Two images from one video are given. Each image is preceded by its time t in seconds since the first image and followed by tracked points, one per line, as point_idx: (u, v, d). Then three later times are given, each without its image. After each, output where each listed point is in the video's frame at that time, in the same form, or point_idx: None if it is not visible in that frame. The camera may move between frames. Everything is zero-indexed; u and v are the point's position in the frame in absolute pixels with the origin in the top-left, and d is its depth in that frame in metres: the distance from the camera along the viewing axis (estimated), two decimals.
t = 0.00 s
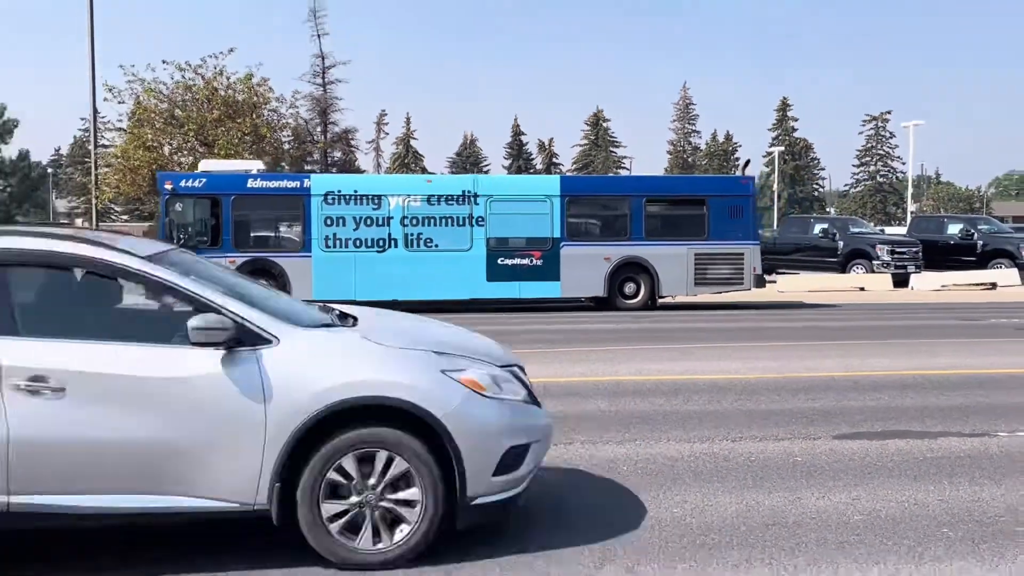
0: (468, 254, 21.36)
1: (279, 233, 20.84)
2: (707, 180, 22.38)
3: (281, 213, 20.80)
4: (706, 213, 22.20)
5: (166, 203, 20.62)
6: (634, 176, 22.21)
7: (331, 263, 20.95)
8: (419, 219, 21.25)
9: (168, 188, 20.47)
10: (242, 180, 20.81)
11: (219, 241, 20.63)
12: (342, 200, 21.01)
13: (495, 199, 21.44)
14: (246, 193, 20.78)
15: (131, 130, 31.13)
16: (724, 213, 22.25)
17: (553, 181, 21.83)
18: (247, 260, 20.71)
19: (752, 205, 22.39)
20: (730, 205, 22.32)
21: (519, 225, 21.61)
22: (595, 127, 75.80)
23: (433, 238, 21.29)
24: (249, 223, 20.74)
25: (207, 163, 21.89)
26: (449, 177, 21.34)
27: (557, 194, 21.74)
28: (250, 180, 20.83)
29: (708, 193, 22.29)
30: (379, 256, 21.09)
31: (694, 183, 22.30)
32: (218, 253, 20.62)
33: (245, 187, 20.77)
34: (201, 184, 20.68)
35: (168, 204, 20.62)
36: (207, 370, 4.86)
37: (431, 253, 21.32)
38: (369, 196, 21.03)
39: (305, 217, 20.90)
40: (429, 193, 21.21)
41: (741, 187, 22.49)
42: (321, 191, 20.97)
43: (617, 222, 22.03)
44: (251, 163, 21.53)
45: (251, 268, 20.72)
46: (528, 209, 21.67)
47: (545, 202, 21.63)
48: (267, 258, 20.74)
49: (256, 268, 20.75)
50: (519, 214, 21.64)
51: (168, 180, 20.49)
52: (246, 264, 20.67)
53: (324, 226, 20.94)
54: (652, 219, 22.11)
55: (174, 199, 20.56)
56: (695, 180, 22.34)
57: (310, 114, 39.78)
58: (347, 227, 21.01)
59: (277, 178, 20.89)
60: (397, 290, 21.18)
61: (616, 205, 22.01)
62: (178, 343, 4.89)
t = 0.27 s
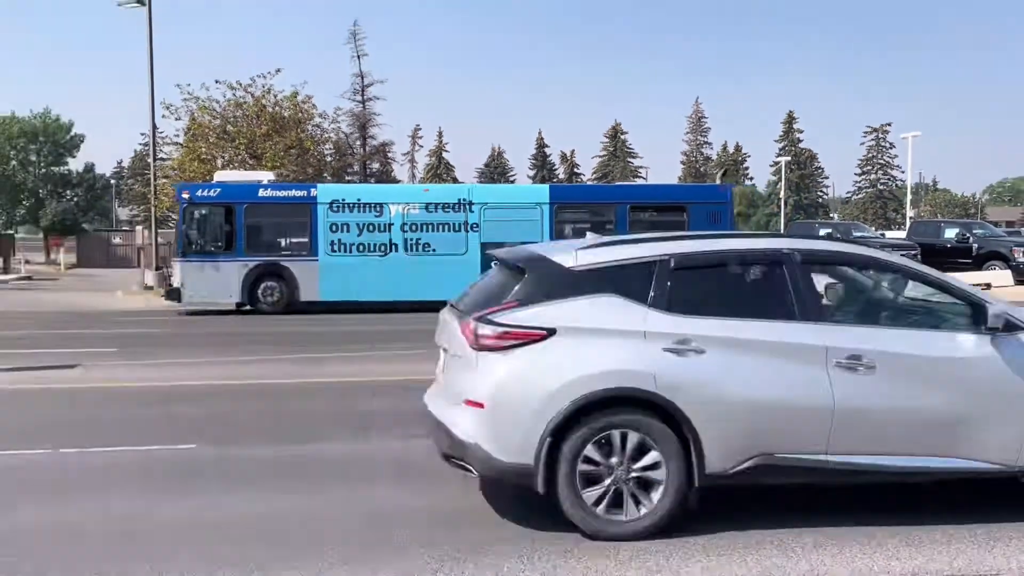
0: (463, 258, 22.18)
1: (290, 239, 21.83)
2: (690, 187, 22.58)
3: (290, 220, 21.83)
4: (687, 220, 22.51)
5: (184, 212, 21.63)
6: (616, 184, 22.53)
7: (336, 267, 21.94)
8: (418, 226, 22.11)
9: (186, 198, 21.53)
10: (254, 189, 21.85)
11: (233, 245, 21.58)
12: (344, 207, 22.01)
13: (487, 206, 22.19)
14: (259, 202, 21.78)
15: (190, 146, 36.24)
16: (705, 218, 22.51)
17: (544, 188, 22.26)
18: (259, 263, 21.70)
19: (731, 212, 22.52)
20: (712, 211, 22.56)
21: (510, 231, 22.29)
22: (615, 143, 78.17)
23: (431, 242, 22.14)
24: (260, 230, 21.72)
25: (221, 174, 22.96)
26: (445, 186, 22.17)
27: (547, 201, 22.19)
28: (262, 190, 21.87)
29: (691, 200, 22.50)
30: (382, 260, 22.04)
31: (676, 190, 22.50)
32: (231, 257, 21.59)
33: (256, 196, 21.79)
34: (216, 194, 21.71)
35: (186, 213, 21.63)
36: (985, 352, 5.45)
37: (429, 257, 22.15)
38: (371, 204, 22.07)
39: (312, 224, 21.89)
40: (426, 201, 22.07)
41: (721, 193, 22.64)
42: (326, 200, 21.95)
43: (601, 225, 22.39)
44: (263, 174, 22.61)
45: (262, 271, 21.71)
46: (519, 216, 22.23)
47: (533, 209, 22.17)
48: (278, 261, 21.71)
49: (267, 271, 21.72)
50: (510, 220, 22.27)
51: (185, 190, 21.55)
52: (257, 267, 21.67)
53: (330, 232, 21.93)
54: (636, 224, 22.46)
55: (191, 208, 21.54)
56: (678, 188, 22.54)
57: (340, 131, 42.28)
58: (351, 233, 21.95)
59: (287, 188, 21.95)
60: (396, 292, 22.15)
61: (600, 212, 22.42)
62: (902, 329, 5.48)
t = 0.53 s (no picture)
0: (460, 260, 22.80)
1: (292, 241, 22.52)
2: (679, 191, 23.31)
3: (290, 224, 22.51)
4: (678, 223, 23.17)
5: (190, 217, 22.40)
6: (609, 189, 23.30)
7: (337, 268, 22.59)
8: (416, 229, 22.80)
9: (191, 203, 22.31)
10: (256, 194, 22.55)
11: (236, 249, 22.32)
12: (346, 212, 22.64)
13: (483, 211, 22.88)
14: (260, 206, 22.48)
15: (226, 153, 37.08)
16: (695, 222, 23.16)
17: (539, 193, 23.09)
18: (260, 266, 22.45)
19: (721, 215, 23.23)
20: (701, 214, 23.24)
21: (505, 234, 22.90)
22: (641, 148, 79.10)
23: (428, 245, 22.79)
24: (262, 233, 22.43)
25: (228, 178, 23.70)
26: (442, 191, 22.88)
27: (541, 206, 22.98)
28: (264, 195, 22.57)
29: (680, 204, 23.21)
30: (381, 262, 22.72)
31: (667, 195, 23.27)
32: (234, 260, 22.35)
33: (259, 201, 22.50)
34: (220, 199, 22.45)
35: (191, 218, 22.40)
36: None
37: (426, 259, 22.83)
38: (371, 208, 22.72)
39: (312, 228, 22.56)
40: (424, 205, 22.76)
41: (710, 198, 23.29)
42: (327, 204, 22.61)
43: (595, 230, 23.13)
44: (266, 179, 23.30)
45: (263, 273, 22.49)
46: (514, 219, 22.93)
47: (526, 214, 22.93)
48: (280, 264, 22.43)
49: (269, 273, 22.50)
50: (505, 223, 22.92)
51: (191, 196, 22.34)
52: (259, 269, 22.43)
53: (330, 236, 22.58)
54: (627, 228, 23.15)
55: (195, 212, 22.31)
56: (668, 192, 23.30)
57: (369, 136, 43.14)
58: (351, 236, 22.62)
59: (289, 193, 22.60)
60: (395, 292, 22.83)
61: (593, 216, 23.15)
62: None
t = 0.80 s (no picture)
0: (456, 262, 22.96)
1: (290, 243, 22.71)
2: (673, 193, 23.41)
3: (288, 226, 22.71)
4: (672, 224, 23.27)
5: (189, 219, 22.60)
6: (603, 191, 23.47)
7: (334, 270, 22.79)
8: (412, 231, 22.96)
9: (190, 205, 22.53)
10: (255, 197, 22.75)
11: (235, 250, 22.52)
12: (343, 214, 22.80)
13: (479, 213, 23.01)
14: (259, 209, 22.68)
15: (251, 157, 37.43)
16: (689, 224, 23.27)
17: (534, 195, 23.25)
18: (259, 267, 22.65)
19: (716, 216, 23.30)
20: (695, 215, 23.31)
21: (500, 236, 23.05)
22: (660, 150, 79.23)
23: (424, 247, 22.97)
24: (260, 235, 22.62)
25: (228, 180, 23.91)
26: (439, 193, 23.03)
27: (536, 208, 23.15)
28: (262, 198, 22.77)
29: (674, 205, 23.31)
30: (377, 263, 22.87)
31: (661, 196, 23.38)
32: (233, 261, 22.55)
33: (257, 203, 22.72)
34: (219, 202, 22.67)
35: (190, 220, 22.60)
36: None
37: (421, 261, 23.01)
38: (368, 210, 22.86)
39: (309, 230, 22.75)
40: (420, 207, 22.92)
41: (704, 199, 23.37)
42: (324, 206, 22.79)
43: (589, 232, 23.29)
44: (264, 182, 23.53)
45: (263, 274, 22.69)
46: (509, 221, 23.08)
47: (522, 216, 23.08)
48: (278, 266, 22.63)
49: (267, 274, 22.68)
50: (501, 226, 23.07)
51: (190, 198, 22.56)
52: (257, 270, 22.63)
53: (327, 238, 22.76)
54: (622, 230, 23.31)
55: (195, 214, 22.51)
56: (663, 194, 23.42)
57: (392, 139, 43.46)
58: (348, 238, 22.79)
59: (287, 196, 22.83)
60: (390, 294, 23.00)
61: (588, 218, 23.30)
62: None
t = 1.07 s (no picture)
0: (453, 263, 23.16)
1: (289, 245, 22.91)
2: (667, 196, 23.65)
3: (287, 228, 22.91)
4: (668, 227, 23.47)
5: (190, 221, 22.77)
6: (599, 193, 23.67)
7: (333, 271, 22.98)
8: (410, 233, 23.20)
9: (191, 208, 22.71)
10: (255, 200, 22.95)
11: (235, 252, 22.69)
12: (341, 216, 23.03)
13: (476, 215, 23.25)
14: (259, 211, 22.88)
15: (274, 160, 37.74)
16: (684, 227, 23.50)
17: (530, 198, 23.47)
18: (258, 269, 22.82)
19: (711, 219, 23.53)
20: (689, 218, 23.54)
21: (496, 238, 23.28)
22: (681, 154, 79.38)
23: (421, 249, 23.20)
24: (260, 237, 22.79)
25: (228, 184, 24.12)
26: (435, 196, 23.31)
27: (532, 210, 23.36)
28: (262, 201, 22.97)
29: (669, 208, 23.53)
30: (375, 265, 23.08)
31: (656, 199, 23.60)
32: (233, 263, 22.72)
33: (257, 206, 22.90)
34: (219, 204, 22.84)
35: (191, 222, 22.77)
36: None
37: (419, 263, 23.22)
38: (365, 212, 23.10)
39: (308, 232, 22.95)
40: (417, 210, 23.19)
41: (699, 202, 23.60)
42: (322, 209, 23.02)
43: (585, 235, 23.47)
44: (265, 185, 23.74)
45: (263, 276, 22.86)
46: (506, 223, 23.30)
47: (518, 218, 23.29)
48: (278, 267, 22.81)
49: (267, 276, 22.87)
50: (497, 228, 23.29)
51: (191, 200, 22.74)
52: (257, 272, 22.80)
53: (325, 240, 22.97)
54: (618, 232, 23.49)
55: (196, 217, 22.71)
56: (658, 197, 23.63)
57: (412, 143, 43.78)
58: (347, 240, 23.01)
59: (286, 198, 23.05)
60: (387, 295, 23.18)
61: (585, 220, 23.48)
62: None
